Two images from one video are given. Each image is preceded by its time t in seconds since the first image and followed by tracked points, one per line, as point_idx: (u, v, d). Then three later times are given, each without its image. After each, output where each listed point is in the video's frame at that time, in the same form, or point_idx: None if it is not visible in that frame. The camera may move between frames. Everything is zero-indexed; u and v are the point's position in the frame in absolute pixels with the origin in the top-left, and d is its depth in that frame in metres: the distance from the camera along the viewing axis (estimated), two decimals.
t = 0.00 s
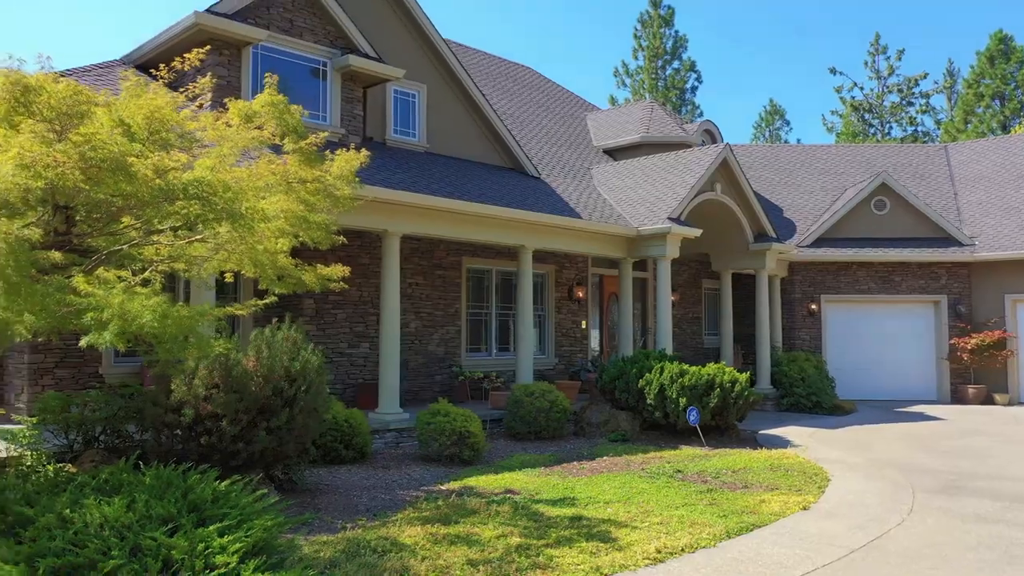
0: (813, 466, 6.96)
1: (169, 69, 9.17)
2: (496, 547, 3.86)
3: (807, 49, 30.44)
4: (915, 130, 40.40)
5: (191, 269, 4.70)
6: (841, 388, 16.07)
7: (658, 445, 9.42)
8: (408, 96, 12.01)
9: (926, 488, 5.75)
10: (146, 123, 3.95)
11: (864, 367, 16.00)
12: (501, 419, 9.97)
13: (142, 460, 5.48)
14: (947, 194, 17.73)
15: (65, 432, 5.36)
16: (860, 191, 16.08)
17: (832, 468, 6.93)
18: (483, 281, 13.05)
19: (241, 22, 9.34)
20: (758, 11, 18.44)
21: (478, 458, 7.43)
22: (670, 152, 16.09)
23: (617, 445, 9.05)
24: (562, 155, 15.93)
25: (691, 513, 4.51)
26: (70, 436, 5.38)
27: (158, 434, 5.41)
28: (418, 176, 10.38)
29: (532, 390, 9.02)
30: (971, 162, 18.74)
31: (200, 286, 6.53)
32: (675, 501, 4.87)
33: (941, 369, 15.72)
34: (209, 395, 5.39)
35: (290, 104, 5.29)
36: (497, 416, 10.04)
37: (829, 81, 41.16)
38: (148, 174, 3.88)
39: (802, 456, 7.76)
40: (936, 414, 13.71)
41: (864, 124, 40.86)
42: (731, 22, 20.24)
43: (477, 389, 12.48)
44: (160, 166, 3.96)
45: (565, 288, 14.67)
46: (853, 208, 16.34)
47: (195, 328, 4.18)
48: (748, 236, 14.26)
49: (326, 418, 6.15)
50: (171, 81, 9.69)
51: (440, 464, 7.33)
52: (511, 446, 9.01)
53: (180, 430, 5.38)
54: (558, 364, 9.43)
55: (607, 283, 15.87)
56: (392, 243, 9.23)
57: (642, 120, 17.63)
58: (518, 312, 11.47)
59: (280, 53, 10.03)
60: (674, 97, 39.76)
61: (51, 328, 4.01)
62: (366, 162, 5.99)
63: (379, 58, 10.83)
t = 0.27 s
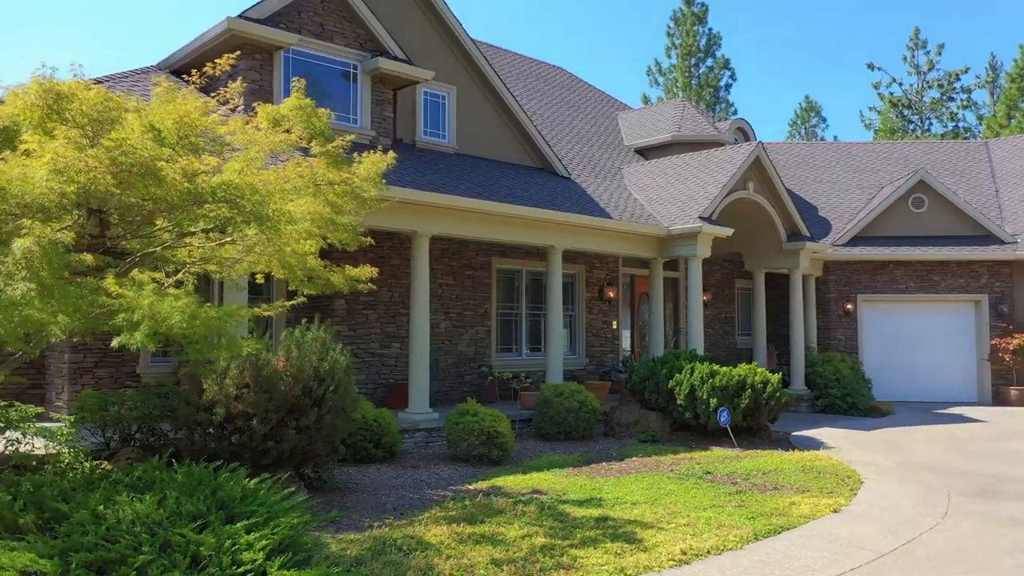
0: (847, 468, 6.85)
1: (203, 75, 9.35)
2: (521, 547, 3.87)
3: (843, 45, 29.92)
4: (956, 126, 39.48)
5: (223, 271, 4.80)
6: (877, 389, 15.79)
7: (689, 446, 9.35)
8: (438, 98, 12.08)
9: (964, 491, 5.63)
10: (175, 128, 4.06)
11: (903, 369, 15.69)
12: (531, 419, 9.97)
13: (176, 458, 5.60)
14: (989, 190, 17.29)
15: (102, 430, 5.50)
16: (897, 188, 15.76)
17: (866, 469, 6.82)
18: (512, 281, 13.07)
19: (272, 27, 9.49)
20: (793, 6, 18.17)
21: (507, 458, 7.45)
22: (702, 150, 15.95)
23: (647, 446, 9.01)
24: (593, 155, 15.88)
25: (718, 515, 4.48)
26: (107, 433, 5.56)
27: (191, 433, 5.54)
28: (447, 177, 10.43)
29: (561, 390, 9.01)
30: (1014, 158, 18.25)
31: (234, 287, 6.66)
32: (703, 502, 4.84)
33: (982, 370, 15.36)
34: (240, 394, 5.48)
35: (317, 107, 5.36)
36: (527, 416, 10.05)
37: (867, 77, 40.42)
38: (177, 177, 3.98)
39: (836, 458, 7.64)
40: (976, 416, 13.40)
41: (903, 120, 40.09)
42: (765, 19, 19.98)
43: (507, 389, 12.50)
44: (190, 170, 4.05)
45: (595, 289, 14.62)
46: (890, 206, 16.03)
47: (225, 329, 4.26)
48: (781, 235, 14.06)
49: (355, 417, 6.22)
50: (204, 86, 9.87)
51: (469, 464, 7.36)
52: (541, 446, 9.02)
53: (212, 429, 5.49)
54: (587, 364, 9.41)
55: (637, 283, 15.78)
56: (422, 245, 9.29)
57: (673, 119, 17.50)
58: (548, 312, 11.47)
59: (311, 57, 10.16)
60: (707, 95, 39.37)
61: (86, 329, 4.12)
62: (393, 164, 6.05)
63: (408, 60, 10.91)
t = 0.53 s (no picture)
0: (876, 470, 6.75)
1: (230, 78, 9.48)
2: (542, 547, 3.88)
3: (875, 41, 29.48)
4: (992, 122, 38.68)
5: (248, 272, 4.87)
6: (908, 390, 15.55)
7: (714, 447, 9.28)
8: (463, 99, 12.12)
9: (997, 494, 5.52)
10: (199, 131, 4.13)
11: (935, 369, 15.41)
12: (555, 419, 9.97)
13: (202, 456, 5.68)
14: None
15: (132, 428, 5.61)
16: (929, 186, 15.48)
17: (896, 472, 6.71)
18: (537, 282, 13.07)
19: (298, 30, 9.59)
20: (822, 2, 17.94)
21: (530, 458, 7.45)
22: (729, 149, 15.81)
23: (672, 446, 8.95)
24: (618, 154, 15.82)
25: (742, 516, 4.45)
26: (136, 432, 5.67)
27: (218, 432, 5.62)
28: (471, 177, 10.46)
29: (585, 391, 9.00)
30: None
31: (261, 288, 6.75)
32: (727, 504, 4.80)
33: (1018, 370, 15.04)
34: (264, 394, 5.55)
35: (339, 109, 5.42)
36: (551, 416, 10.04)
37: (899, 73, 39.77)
38: (199, 180, 4.05)
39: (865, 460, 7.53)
40: (1011, 417, 13.12)
41: (936, 116, 39.41)
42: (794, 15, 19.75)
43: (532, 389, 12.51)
44: (213, 172, 4.13)
45: (621, 289, 14.56)
46: (922, 204, 15.75)
47: (248, 329, 4.33)
48: (809, 234, 13.89)
49: (378, 417, 6.27)
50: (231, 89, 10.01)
51: (493, 464, 7.38)
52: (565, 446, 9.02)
53: (238, 428, 5.57)
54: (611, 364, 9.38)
55: (663, 283, 15.69)
56: (446, 245, 9.34)
57: (700, 118, 17.38)
58: (572, 312, 11.45)
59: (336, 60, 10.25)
60: (736, 94, 39.02)
61: (114, 330, 4.20)
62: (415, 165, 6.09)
63: (433, 62, 10.97)
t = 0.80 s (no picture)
0: (901, 472, 6.67)
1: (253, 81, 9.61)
2: (559, 547, 3.88)
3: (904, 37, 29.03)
4: None
5: (268, 273, 4.93)
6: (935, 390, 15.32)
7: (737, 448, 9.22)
8: (484, 99, 12.15)
9: None
10: (218, 134, 4.19)
11: (963, 370, 15.18)
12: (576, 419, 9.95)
13: (224, 455, 5.75)
14: None
15: (157, 427, 5.70)
16: (958, 183, 15.23)
17: (922, 473, 6.62)
18: (558, 282, 13.05)
19: (320, 33, 9.69)
20: None
21: (550, 458, 7.45)
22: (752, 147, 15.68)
23: (694, 447, 8.90)
24: (641, 154, 15.76)
25: (762, 518, 4.42)
26: (160, 431, 5.77)
27: (240, 431, 5.68)
28: (492, 178, 10.49)
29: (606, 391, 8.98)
30: None
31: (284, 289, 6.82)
32: (747, 505, 4.76)
33: None
34: (285, 393, 5.61)
35: (357, 111, 5.47)
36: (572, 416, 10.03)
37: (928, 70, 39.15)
38: (219, 182, 4.11)
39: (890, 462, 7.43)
40: None
41: (966, 113, 38.75)
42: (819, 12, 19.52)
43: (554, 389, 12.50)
44: (231, 174, 4.19)
45: (643, 289, 14.50)
46: (950, 202, 15.50)
47: (267, 329, 4.39)
48: (834, 232, 13.72)
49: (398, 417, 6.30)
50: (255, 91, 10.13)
51: (514, 464, 7.39)
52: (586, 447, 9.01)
53: (259, 427, 5.63)
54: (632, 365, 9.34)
55: (685, 283, 15.60)
56: (467, 245, 9.37)
57: (723, 116, 17.25)
58: (593, 312, 11.43)
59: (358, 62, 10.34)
60: (761, 92, 38.68)
61: (137, 330, 4.27)
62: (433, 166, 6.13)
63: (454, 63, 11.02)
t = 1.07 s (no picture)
0: (927, 474, 6.56)
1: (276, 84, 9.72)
2: (577, 547, 3.88)
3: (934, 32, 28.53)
4: None
5: (289, 274, 4.98)
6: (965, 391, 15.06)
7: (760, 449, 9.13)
8: (506, 100, 12.17)
9: None
10: (237, 137, 4.26)
11: (993, 370, 14.90)
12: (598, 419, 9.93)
13: (247, 453, 5.82)
14: None
15: (181, 425, 5.79)
16: (988, 180, 14.94)
17: (948, 476, 6.51)
18: (580, 281, 13.03)
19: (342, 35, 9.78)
20: None
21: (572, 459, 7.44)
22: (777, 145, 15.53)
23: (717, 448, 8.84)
24: (665, 153, 15.68)
25: (782, 519, 4.38)
26: (184, 429, 5.86)
27: (262, 430, 5.75)
28: (513, 178, 10.50)
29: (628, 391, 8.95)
30: None
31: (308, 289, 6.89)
32: (767, 506, 4.73)
33: None
34: (306, 393, 5.67)
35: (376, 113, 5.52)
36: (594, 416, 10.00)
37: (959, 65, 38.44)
38: (239, 184, 4.17)
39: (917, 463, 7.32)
40: None
41: (999, 109, 37.97)
42: (847, 8, 19.25)
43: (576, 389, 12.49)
44: (251, 176, 4.26)
45: (666, 288, 14.42)
46: (981, 199, 15.21)
47: (287, 328, 4.44)
48: (860, 231, 13.54)
49: (418, 416, 6.34)
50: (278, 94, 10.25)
51: (535, 464, 7.39)
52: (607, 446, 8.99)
53: (281, 426, 5.69)
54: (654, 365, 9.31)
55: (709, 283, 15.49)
56: (488, 246, 9.39)
57: (748, 115, 17.09)
58: (615, 312, 11.39)
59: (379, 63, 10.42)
60: (788, 89, 38.27)
61: (160, 330, 4.35)
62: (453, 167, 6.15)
63: (475, 63, 11.05)
